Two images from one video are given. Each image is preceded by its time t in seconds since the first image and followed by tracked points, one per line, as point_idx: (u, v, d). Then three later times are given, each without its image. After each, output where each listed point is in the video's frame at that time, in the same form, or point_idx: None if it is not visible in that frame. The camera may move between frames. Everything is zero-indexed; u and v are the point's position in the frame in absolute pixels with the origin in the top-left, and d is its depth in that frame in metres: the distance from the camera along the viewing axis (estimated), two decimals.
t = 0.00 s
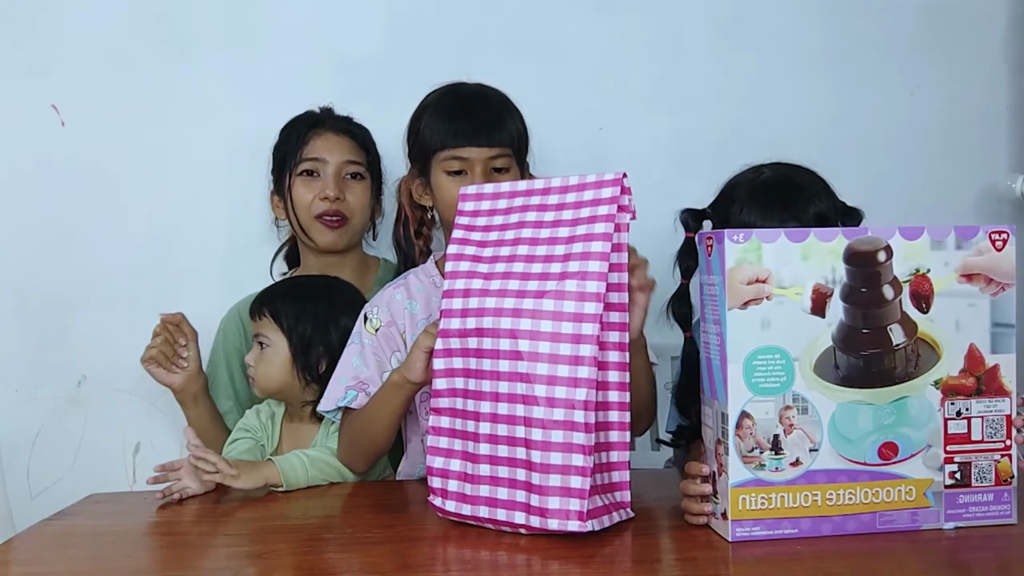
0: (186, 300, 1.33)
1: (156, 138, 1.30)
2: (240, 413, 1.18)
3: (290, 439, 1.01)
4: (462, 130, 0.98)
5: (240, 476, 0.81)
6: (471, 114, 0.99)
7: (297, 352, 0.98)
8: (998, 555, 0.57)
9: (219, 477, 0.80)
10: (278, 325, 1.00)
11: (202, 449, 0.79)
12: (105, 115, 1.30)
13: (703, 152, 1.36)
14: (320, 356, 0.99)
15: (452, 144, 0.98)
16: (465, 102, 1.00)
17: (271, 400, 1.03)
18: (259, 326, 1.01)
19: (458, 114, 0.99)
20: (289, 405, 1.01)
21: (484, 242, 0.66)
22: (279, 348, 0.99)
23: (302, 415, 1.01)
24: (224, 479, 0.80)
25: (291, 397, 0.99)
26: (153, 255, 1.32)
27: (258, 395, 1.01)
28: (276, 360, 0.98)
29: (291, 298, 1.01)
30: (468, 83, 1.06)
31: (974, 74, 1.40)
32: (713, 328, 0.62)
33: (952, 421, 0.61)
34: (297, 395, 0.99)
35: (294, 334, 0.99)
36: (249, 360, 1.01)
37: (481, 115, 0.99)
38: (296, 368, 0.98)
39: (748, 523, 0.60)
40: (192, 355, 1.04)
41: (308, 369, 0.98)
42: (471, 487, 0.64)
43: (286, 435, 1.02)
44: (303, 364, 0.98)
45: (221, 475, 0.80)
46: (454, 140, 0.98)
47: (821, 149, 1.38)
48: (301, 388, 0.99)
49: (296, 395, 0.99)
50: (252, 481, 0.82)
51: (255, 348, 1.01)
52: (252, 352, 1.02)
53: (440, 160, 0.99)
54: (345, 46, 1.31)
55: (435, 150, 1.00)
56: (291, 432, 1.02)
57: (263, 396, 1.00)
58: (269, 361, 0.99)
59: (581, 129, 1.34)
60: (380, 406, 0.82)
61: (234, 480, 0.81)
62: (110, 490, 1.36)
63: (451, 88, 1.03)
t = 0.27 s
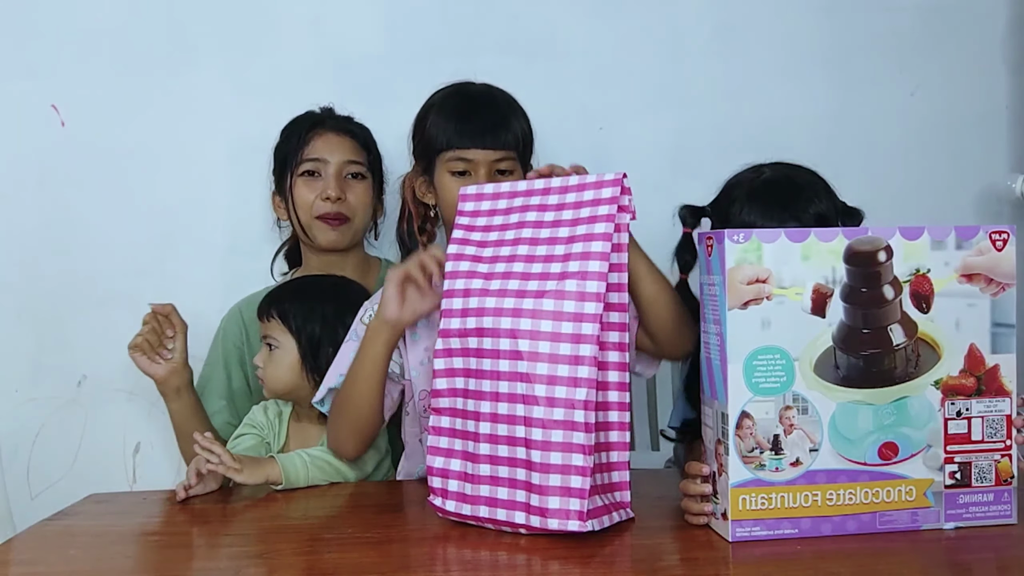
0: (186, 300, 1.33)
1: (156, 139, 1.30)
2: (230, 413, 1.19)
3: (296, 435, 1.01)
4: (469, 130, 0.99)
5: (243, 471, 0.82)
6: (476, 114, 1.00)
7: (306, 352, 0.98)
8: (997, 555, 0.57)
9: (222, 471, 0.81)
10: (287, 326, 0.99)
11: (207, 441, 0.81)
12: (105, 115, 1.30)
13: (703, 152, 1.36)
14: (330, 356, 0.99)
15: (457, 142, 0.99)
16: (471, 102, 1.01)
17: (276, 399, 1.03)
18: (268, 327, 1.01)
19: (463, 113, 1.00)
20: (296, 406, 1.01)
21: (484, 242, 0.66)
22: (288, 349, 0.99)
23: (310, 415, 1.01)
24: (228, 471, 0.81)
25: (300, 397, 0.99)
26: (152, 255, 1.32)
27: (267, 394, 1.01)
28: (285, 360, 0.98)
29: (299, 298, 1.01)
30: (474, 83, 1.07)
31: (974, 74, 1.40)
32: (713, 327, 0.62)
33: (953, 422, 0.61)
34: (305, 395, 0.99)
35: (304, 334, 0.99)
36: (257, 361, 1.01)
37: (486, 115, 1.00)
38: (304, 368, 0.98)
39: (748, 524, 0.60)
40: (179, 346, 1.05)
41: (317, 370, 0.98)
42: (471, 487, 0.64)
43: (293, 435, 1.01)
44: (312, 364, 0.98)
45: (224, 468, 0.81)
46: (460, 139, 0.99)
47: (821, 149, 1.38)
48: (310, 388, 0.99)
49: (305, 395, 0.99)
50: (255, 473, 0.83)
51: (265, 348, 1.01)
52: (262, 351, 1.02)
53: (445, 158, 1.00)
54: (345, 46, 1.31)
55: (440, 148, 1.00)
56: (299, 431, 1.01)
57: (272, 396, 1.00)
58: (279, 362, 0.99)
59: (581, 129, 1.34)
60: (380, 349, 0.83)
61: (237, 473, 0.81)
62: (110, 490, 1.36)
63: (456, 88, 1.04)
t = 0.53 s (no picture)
0: (186, 299, 1.33)
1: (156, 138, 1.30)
2: (233, 414, 1.17)
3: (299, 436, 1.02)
4: (473, 131, 0.99)
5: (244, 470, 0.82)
6: (477, 115, 1.00)
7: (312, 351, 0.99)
8: (999, 554, 0.57)
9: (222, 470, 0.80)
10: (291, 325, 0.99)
11: (206, 441, 0.81)
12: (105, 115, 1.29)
13: (704, 152, 1.36)
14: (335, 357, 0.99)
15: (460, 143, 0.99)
16: (474, 105, 1.01)
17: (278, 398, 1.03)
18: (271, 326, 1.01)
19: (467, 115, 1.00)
20: (300, 405, 1.02)
21: (485, 241, 0.65)
22: (293, 349, 0.99)
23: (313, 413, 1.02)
24: (228, 470, 0.80)
25: (304, 397, 1.00)
26: (152, 255, 1.32)
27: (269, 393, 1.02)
28: (291, 359, 0.98)
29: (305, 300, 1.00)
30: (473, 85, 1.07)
31: (974, 74, 1.40)
32: (714, 327, 0.62)
33: (954, 422, 0.61)
34: (310, 395, 1.00)
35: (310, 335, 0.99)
36: (262, 359, 1.00)
37: (488, 116, 1.00)
38: (309, 367, 0.98)
39: (750, 525, 0.60)
40: (187, 346, 1.02)
41: (322, 369, 0.98)
42: (471, 489, 0.64)
43: (294, 435, 1.02)
44: (317, 363, 0.98)
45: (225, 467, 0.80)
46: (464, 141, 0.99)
47: (821, 149, 1.38)
48: (315, 389, 0.99)
49: (310, 396, 1.00)
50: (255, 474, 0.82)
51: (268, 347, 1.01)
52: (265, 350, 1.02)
53: (447, 160, 0.99)
54: (345, 46, 1.30)
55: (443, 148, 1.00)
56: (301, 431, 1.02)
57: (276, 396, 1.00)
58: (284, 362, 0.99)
59: (581, 129, 1.34)
60: (403, 242, 0.76)
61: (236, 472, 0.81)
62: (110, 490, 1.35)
63: (456, 89, 1.04)
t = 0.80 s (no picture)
0: (185, 299, 1.33)
1: (156, 138, 1.30)
2: (233, 416, 1.17)
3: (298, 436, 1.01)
4: (481, 132, 0.99)
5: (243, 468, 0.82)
6: (484, 117, 1.00)
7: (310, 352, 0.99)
8: (999, 554, 0.57)
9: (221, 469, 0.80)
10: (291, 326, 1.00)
11: (203, 438, 0.80)
12: (105, 115, 1.29)
13: (704, 152, 1.36)
14: (334, 357, 1.00)
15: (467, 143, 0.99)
16: (482, 106, 1.01)
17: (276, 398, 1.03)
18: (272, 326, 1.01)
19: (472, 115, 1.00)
20: (299, 405, 1.02)
21: (496, 236, 0.62)
22: (292, 349, 0.99)
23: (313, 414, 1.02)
24: (229, 468, 0.80)
25: (304, 397, 1.00)
26: (152, 255, 1.32)
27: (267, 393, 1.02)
28: (290, 360, 0.99)
29: (307, 300, 1.01)
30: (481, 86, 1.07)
31: (974, 74, 1.40)
32: (716, 327, 0.62)
33: (955, 422, 0.61)
34: (309, 395, 1.00)
35: (310, 336, 1.00)
36: (261, 359, 1.01)
37: (497, 119, 1.00)
38: (309, 367, 0.99)
39: (751, 526, 0.60)
40: (187, 351, 1.01)
41: (322, 370, 0.99)
42: (472, 489, 0.62)
43: (294, 436, 1.01)
44: (317, 364, 0.99)
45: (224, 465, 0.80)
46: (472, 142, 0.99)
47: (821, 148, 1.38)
48: (315, 389, 0.99)
49: (310, 395, 1.00)
50: (255, 472, 0.82)
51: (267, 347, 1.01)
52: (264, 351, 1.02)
53: (454, 159, 1.00)
54: (345, 46, 1.30)
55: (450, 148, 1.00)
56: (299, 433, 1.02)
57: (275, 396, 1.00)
58: (281, 361, 0.99)
59: (581, 129, 1.34)
60: (412, 208, 0.72)
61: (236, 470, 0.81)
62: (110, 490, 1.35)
63: (464, 90, 1.03)
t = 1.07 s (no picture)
0: (185, 299, 1.33)
1: (156, 138, 1.30)
2: (229, 418, 1.16)
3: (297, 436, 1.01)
4: (487, 132, 0.99)
5: (242, 465, 0.83)
6: (490, 118, 1.00)
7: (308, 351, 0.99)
8: (1000, 555, 0.57)
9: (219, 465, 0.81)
10: (290, 326, 1.00)
11: (202, 436, 0.81)
12: (105, 114, 1.29)
13: (704, 152, 1.36)
14: (332, 357, 1.00)
15: (472, 143, 0.99)
16: (487, 105, 1.01)
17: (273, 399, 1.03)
18: (271, 325, 1.01)
19: (477, 114, 1.00)
20: (296, 406, 1.02)
21: (480, 239, 0.62)
22: (290, 349, 0.99)
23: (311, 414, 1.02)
24: (228, 464, 0.81)
25: (301, 398, 1.00)
26: (152, 255, 1.32)
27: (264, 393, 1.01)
28: (287, 360, 0.98)
29: (305, 300, 1.01)
30: (489, 87, 1.07)
31: (975, 74, 1.39)
32: (717, 327, 0.62)
33: (956, 422, 0.61)
34: (307, 395, 0.99)
35: (307, 335, 0.99)
36: (258, 359, 1.00)
37: (503, 119, 1.00)
38: (306, 366, 0.99)
39: (751, 526, 0.60)
40: (185, 353, 1.00)
41: (319, 370, 0.99)
42: (470, 491, 0.61)
43: (291, 436, 1.02)
44: (315, 363, 0.99)
45: (223, 462, 0.81)
46: (477, 141, 0.99)
47: (821, 148, 1.38)
48: (312, 389, 0.99)
49: (307, 395, 0.99)
50: (253, 468, 0.83)
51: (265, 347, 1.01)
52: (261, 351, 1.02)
53: (458, 158, 1.00)
54: (345, 45, 1.30)
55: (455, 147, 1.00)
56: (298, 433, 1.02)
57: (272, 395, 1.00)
58: (279, 362, 0.98)
59: (581, 129, 1.34)
60: (396, 208, 0.69)
61: (235, 467, 0.82)
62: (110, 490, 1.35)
63: (473, 91, 1.03)
